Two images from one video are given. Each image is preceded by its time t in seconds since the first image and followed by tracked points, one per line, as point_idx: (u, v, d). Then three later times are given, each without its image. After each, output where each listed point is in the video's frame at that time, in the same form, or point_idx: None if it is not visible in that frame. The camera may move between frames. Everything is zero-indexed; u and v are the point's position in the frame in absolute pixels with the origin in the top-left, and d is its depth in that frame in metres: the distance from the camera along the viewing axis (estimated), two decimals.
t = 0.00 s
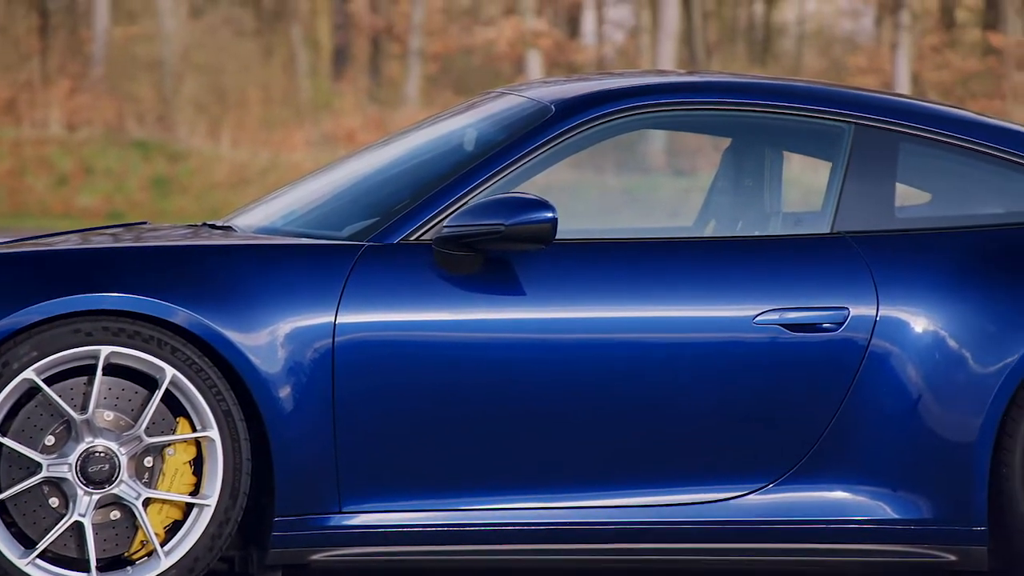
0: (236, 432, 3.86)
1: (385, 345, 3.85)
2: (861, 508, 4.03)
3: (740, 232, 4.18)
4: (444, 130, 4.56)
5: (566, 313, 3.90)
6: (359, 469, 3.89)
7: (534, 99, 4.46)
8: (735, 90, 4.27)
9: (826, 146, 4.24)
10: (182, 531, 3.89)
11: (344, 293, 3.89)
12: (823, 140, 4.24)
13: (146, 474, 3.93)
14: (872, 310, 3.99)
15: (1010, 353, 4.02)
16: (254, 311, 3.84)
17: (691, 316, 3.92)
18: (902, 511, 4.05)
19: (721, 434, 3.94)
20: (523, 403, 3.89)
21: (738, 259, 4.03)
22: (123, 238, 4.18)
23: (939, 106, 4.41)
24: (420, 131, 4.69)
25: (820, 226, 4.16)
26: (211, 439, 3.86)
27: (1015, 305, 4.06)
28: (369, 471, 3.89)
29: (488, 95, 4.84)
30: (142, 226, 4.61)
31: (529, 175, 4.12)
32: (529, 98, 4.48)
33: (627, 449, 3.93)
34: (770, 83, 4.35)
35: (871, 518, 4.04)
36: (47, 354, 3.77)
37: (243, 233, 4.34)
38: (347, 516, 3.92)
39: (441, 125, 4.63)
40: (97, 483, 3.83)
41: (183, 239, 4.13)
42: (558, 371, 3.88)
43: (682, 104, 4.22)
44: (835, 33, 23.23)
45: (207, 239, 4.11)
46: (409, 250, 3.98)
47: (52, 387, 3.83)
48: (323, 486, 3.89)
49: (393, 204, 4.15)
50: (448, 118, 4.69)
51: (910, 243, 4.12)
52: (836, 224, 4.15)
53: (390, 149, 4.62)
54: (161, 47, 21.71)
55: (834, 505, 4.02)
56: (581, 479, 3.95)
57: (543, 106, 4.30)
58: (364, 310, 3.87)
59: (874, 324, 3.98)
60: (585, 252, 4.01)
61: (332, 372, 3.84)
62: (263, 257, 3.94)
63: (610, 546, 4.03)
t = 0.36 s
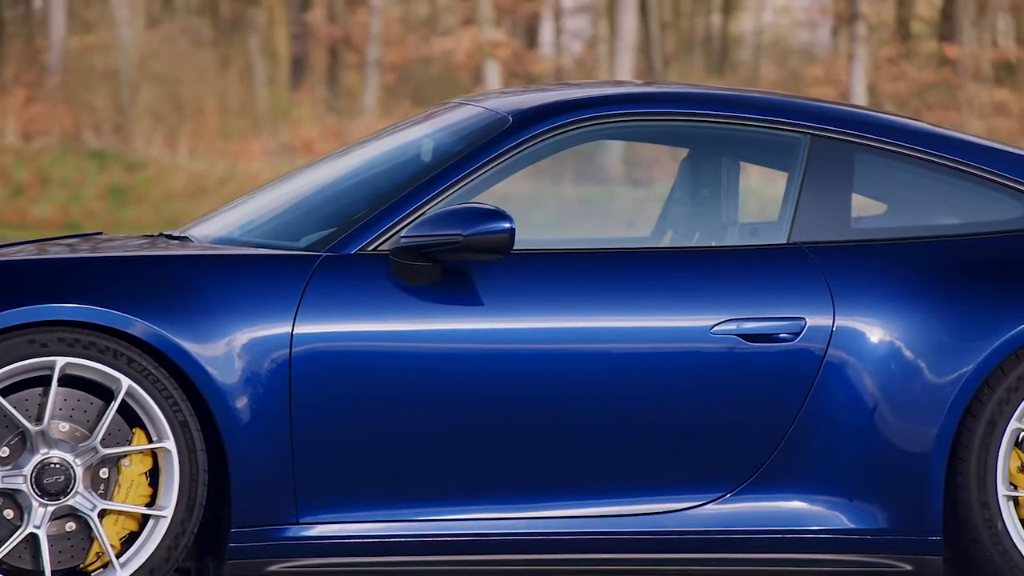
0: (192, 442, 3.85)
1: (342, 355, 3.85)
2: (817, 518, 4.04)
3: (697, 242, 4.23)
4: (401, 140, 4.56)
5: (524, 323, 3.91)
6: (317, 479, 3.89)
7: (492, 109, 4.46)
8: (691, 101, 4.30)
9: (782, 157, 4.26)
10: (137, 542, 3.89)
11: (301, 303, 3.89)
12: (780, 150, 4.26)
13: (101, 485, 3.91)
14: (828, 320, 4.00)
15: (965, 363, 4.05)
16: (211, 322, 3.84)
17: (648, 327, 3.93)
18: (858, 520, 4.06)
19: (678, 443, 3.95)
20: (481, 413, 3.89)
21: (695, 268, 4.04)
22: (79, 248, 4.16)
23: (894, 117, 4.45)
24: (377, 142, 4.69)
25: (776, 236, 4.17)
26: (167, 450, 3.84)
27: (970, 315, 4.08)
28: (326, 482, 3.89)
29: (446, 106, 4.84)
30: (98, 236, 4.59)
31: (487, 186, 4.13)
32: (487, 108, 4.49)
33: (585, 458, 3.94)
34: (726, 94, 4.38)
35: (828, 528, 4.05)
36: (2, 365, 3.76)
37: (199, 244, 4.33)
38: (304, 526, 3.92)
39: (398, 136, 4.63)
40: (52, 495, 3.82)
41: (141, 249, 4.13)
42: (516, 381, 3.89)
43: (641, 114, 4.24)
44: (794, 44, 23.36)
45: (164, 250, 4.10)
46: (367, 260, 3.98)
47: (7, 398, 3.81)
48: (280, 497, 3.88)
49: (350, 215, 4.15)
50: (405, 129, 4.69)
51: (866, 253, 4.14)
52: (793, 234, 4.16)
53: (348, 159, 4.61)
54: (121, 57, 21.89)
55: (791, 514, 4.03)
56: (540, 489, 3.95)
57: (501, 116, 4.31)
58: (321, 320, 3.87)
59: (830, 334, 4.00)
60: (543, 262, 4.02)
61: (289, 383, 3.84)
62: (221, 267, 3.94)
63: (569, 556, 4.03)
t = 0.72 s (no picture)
0: (147, 450, 3.83)
1: (298, 363, 3.83)
2: (772, 525, 4.05)
3: (653, 250, 4.23)
4: (358, 148, 4.55)
5: (481, 330, 3.91)
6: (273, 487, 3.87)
7: (449, 116, 4.46)
8: (649, 109, 4.31)
9: (738, 165, 4.28)
10: (91, 552, 3.85)
11: (257, 312, 3.87)
12: (736, 158, 4.28)
13: (55, 495, 3.88)
14: (784, 328, 4.01)
15: (920, 371, 4.05)
16: (166, 330, 3.82)
17: (606, 335, 3.94)
18: (814, 528, 4.07)
19: (635, 450, 3.96)
20: (438, 421, 3.88)
21: (652, 276, 4.05)
22: (33, 255, 4.14)
23: (850, 126, 4.48)
24: (335, 149, 4.68)
25: (732, 244, 4.18)
26: (121, 459, 3.82)
27: (925, 322, 4.09)
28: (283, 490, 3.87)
29: (404, 113, 4.83)
30: (52, 244, 4.56)
31: (444, 194, 4.13)
32: (444, 116, 4.48)
33: (542, 466, 3.94)
34: (683, 103, 4.40)
35: (783, 535, 4.05)
36: None
37: (154, 252, 4.31)
38: (260, 535, 3.89)
39: (356, 144, 4.62)
40: (5, 504, 3.79)
41: (96, 256, 4.11)
42: (473, 389, 3.88)
43: (598, 122, 4.25)
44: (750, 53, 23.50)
45: (119, 257, 4.08)
46: (323, 268, 3.96)
47: None
48: (235, 505, 3.86)
49: (306, 222, 4.13)
50: (362, 136, 4.69)
51: (823, 261, 4.15)
52: (748, 242, 4.18)
53: (305, 167, 4.59)
54: (70, 65, 21.58)
55: (747, 521, 4.03)
56: (497, 496, 3.95)
57: (458, 124, 4.31)
58: (277, 328, 3.86)
59: (786, 341, 4.01)
60: (501, 270, 4.02)
61: (244, 391, 3.82)
62: (177, 276, 3.93)
63: (526, 563, 4.03)
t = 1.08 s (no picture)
0: (100, 453, 3.80)
1: (252, 365, 3.81)
2: (727, 527, 4.06)
3: (608, 254, 4.22)
4: (313, 150, 4.53)
5: (436, 333, 3.89)
6: (227, 492, 3.84)
7: (404, 120, 4.44)
8: (604, 112, 4.32)
9: (692, 168, 4.29)
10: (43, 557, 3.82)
11: (210, 315, 3.84)
12: (690, 161, 4.29)
13: (6, 498, 3.86)
14: (738, 331, 4.02)
15: (872, 373, 4.07)
16: (119, 332, 3.79)
17: (561, 338, 3.93)
18: (768, 531, 4.08)
19: (590, 452, 3.96)
20: (394, 424, 3.87)
21: (608, 278, 4.05)
22: None
23: (804, 130, 4.50)
24: (290, 152, 4.65)
25: (686, 247, 4.18)
26: (73, 463, 3.78)
27: (878, 324, 4.10)
28: (237, 493, 3.85)
29: (358, 116, 4.81)
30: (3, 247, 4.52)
31: (399, 197, 4.11)
32: (399, 119, 4.47)
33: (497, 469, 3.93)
34: (638, 106, 4.41)
35: (737, 537, 4.07)
36: None
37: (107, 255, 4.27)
38: (214, 538, 3.87)
39: (311, 146, 4.60)
40: None
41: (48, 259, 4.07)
42: (428, 392, 3.88)
43: (553, 125, 4.25)
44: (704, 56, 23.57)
45: (72, 260, 4.05)
46: (277, 271, 3.94)
47: None
48: (189, 509, 3.83)
49: (260, 225, 4.11)
50: (318, 139, 4.66)
51: (778, 264, 4.16)
52: (702, 245, 4.18)
53: (259, 169, 4.57)
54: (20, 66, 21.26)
55: (702, 524, 4.05)
56: (452, 499, 3.94)
57: (413, 127, 4.30)
58: (230, 331, 3.83)
59: (740, 344, 4.01)
60: (456, 273, 4.01)
61: (198, 394, 3.79)
62: (130, 279, 3.90)
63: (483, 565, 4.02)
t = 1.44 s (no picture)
0: (53, 454, 3.78)
1: (206, 366, 3.79)
2: (682, 528, 4.07)
3: (564, 254, 4.21)
4: (268, 150, 4.51)
5: (391, 334, 3.88)
6: (180, 492, 3.82)
7: (360, 120, 4.42)
8: (560, 114, 4.32)
9: (647, 169, 4.29)
10: None
11: (164, 316, 3.82)
12: (646, 162, 4.30)
13: None
14: (692, 331, 4.03)
15: (825, 374, 4.06)
16: (73, 333, 3.78)
17: (516, 339, 3.92)
18: (723, 531, 4.09)
19: (546, 453, 3.96)
20: (349, 425, 3.86)
21: (564, 278, 4.05)
22: None
23: (761, 131, 4.51)
24: (246, 152, 4.63)
25: (642, 248, 4.18)
26: (26, 464, 3.77)
27: (832, 325, 4.10)
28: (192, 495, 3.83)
29: (315, 116, 4.79)
30: None
31: (355, 197, 4.10)
32: (355, 120, 4.44)
33: (453, 470, 3.93)
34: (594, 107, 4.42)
35: (692, 537, 4.07)
36: None
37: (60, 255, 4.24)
38: (168, 540, 3.85)
39: (267, 146, 4.58)
40: None
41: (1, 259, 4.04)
42: (383, 393, 3.86)
43: (509, 126, 4.24)
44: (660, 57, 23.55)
45: (25, 261, 4.03)
46: (230, 271, 3.92)
47: None
48: (143, 510, 3.82)
49: (215, 225, 4.08)
50: (274, 139, 4.64)
51: (734, 265, 4.16)
52: (657, 246, 4.18)
53: (214, 169, 4.54)
54: None
55: (657, 524, 4.05)
56: (408, 500, 3.93)
57: (369, 127, 4.28)
58: (184, 332, 3.81)
59: (695, 345, 4.02)
60: (411, 274, 3.99)
61: (152, 395, 3.77)
62: (84, 280, 3.88)
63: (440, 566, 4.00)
